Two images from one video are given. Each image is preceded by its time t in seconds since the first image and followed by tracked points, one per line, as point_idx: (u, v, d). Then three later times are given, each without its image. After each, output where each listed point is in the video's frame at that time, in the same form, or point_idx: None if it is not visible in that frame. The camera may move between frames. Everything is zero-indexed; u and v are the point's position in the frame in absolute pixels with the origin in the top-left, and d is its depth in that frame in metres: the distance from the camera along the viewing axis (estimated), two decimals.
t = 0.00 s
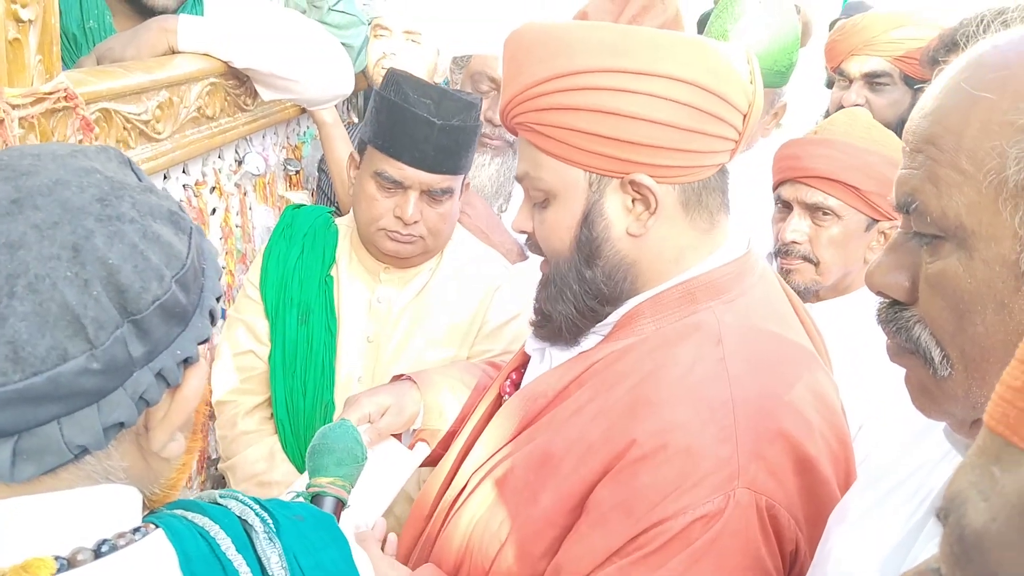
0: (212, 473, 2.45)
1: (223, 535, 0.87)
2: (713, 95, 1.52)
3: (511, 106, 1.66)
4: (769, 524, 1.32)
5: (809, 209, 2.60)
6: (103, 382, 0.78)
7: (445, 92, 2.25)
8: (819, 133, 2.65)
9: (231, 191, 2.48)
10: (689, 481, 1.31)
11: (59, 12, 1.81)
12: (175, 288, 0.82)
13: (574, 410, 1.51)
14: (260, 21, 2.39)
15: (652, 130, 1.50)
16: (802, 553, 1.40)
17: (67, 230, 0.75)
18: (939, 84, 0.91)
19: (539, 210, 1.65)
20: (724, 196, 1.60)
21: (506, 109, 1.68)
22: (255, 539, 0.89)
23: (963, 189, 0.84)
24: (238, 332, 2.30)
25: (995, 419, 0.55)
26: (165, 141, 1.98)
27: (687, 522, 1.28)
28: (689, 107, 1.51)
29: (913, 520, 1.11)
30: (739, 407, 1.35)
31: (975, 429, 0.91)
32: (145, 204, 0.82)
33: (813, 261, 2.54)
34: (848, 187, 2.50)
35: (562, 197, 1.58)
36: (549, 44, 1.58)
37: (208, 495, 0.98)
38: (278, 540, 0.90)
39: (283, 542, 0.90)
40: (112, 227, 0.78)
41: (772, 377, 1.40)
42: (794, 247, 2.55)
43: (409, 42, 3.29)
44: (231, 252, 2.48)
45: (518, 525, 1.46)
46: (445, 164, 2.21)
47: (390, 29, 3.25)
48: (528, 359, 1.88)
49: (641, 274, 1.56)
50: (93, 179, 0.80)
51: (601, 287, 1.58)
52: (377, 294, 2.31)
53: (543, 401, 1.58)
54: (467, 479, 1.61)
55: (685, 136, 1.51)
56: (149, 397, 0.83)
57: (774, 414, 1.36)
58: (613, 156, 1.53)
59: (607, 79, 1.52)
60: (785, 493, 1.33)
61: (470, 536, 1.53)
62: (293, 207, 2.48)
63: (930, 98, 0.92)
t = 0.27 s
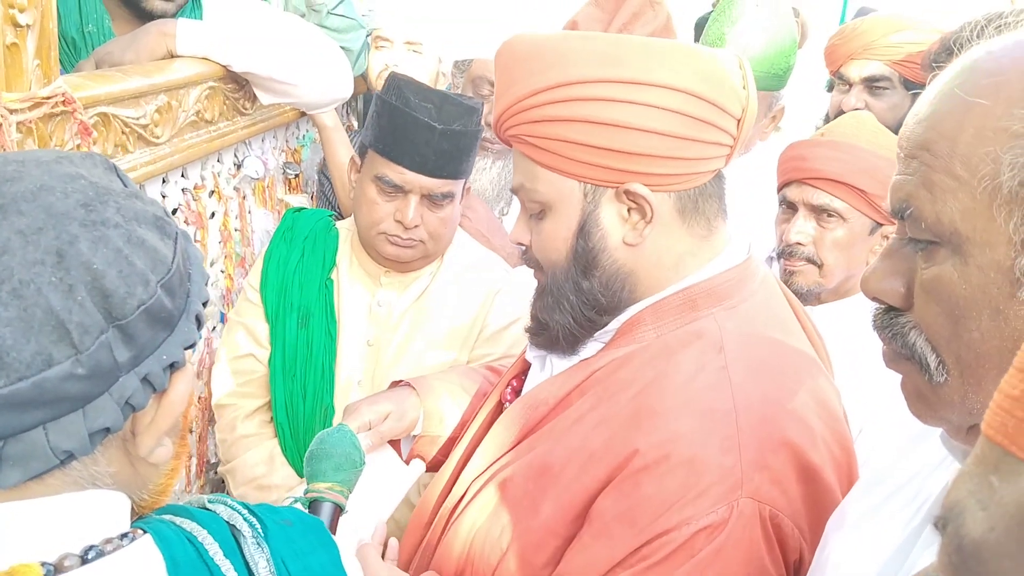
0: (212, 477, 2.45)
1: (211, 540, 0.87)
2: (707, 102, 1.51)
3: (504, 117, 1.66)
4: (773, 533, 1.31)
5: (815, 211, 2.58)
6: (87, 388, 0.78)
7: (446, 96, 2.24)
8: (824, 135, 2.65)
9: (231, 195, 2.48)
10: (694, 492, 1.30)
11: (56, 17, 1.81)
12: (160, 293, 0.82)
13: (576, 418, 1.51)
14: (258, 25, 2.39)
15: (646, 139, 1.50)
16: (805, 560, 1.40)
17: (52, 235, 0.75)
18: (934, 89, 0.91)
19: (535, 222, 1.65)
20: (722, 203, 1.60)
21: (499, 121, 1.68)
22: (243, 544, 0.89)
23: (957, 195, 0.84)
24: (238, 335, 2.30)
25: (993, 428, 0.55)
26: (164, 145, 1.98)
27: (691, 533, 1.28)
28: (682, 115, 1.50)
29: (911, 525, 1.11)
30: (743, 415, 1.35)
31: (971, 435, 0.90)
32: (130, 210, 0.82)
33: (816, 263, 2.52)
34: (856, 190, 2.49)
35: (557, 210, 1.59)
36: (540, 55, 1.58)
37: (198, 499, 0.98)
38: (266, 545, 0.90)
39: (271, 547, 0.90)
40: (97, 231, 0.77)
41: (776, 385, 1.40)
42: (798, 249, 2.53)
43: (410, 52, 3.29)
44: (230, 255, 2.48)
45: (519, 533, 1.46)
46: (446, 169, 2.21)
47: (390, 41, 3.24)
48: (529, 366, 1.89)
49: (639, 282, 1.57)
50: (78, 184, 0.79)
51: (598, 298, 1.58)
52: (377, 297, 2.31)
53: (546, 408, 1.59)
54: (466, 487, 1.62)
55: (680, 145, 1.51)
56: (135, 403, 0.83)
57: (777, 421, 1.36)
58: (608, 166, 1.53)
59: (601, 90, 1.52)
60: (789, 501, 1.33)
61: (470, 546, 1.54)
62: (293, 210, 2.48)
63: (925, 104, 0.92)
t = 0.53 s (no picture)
0: (212, 478, 2.45)
1: (207, 538, 0.88)
2: (712, 104, 1.51)
3: (510, 120, 1.66)
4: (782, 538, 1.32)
5: (825, 209, 2.57)
6: (83, 386, 0.78)
7: (447, 97, 2.23)
8: (839, 134, 2.63)
9: (231, 197, 2.47)
10: (701, 496, 1.31)
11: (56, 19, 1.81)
12: (155, 291, 0.82)
13: (582, 420, 1.51)
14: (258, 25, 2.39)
15: (651, 142, 1.50)
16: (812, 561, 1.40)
17: (47, 234, 0.75)
18: (938, 88, 0.91)
19: (541, 225, 1.65)
20: (729, 205, 1.60)
21: (505, 123, 1.68)
22: (239, 541, 0.90)
23: (961, 195, 0.84)
24: (239, 334, 2.29)
25: (1001, 425, 0.55)
26: (164, 146, 1.98)
27: (700, 537, 1.28)
28: (688, 118, 1.50)
29: (915, 526, 1.11)
30: (751, 418, 1.35)
31: (976, 434, 0.90)
32: (126, 208, 0.82)
33: (825, 262, 2.53)
34: (868, 190, 2.49)
35: (563, 213, 1.58)
36: (546, 57, 1.58)
37: (195, 498, 0.99)
38: (262, 542, 0.91)
39: (267, 544, 0.91)
40: (92, 230, 0.77)
41: (784, 389, 1.39)
42: (807, 247, 2.53)
43: (413, 53, 3.28)
44: (231, 257, 2.48)
45: (524, 538, 1.46)
46: (446, 170, 2.21)
47: (394, 42, 3.24)
48: (534, 368, 1.89)
49: (646, 285, 1.57)
50: (74, 184, 0.79)
51: (604, 299, 1.58)
52: (378, 297, 2.31)
53: (551, 411, 1.58)
54: (471, 491, 1.62)
55: (685, 147, 1.51)
56: (130, 401, 0.83)
57: (786, 425, 1.35)
58: (613, 169, 1.53)
59: (605, 92, 1.52)
60: (797, 505, 1.33)
61: (476, 549, 1.54)
62: (296, 210, 2.48)
63: (929, 103, 0.92)
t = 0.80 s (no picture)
0: (212, 480, 2.45)
1: (203, 536, 0.89)
2: (724, 107, 1.51)
3: (522, 120, 1.66)
4: (789, 543, 1.32)
5: (833, 210, 2.57)
6: (79, 381, 0.78)
7: (450, 100, 2.24)
8: (849, 136, 2.63)
9: (231, 199, 2.48)
10: (710, 499, 1.31)
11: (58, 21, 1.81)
12: (151, 288, 0.82)
13: (589, 422, 1.51)
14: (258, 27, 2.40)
15: (662, 144, 1.51)
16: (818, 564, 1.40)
17: (44, 231, 0.75)
18: (943, 90, 0.91)
19: (553, 224, 1.66)
20: (740, 208, 1.60)
21: (517, 123, 1.69)
22: (235, 539, 0.91)
23: (967, 196, 0.84)
24: (242, 335, 2.29)
25: (1009, 423, 0.58)
26: (166, 148, 1.98)
27: (707, 540, 1.28)
28: (701, 120, 1.51)
29: (921, 526, 1.11)
30: (760, 422, 1.35)
31: (982, 436, 0.90)
32: (122, 207, 0.82)
33: (832, 264, 2.53)
34: (877, 193, 2.49)
35: (575, 212, 1.59)
36: (559, 58, 1.58)
37: (194, 497, 0.99)
38: (258, 540, 0.91)
39: (263, 542, 0.91)
40: (89, 227, 0.77)
41: (792, 393, 1.40)
42: (815, 248, 2.53)
43: (410, 55, 3.28)
44: (231, 259, 2.48)
45: (530, 542, 1.47)
46: (450, 172, 2.21)
47: (391, 44, 3.24)
48: (540, 370, 1.89)
49: (655, 287, 1.57)
50: (70, 182, 0.79)
51: (613, 301, 1.58)
52: (381, 298, 2.31)
53: (558, 412, 1.59)
54: (477, 492, 1.62)
55: (697, 150, 1.51)
56: (127, 396, 0.83)
57: (795, 430, 1.36)
58: (624, 171, 1.53)
59: (617, 94, 1.52)
60: (805, 510, 1.34)
61: (481, 551, 1.54)
62: (298, 212, 2.48)
63: (934, 105, 0.92)
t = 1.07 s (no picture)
0: (209, 483, 2.44)
1: (188, 536, 0.88)
2: (727, 110, 1.50)
3: (526, 121, 1.66)
4: (788, 549, 1.31)
5: (833, 212, 2.57)
6: (60, 380, 0.77)
7: (451, 103, 2.24)
8: (849, 138, 2.62)
9: (228, 202, 2.47)
10: (708, 503, 1.30)
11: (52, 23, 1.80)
12: (132, 286, 0.81)
13: (589, 425, 1.50)
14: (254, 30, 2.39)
15: (665, 146, 1.50)
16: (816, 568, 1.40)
17: (23, 230, 0.75)
18: (942, 92, 0.91)
19: (555, 226, 1.65)
20: (744, 212, 1.59)
21: (521, 124, 1.68)
22: (220, 539, 0.89)
23: (967, 198, 0.83)
24: (239, 338, 2.27)
25: (1004, 426, 0.58)
26: (161, 151, 1.97)
27: (706, 545, 1.27)
28: (704, 123, 1.50)
29: (920, 529, 1.10)
30: (760, 427, 1.35)
31: (981, 438, 0.90)
32: (102, 206, 0.81)
33: (831, 266, 2.53)
34: (877, 196, 2.49)
35: (577, 214, 1.58)
36: (562, 60, 1.58)
37: (178, 499, 0.97)
38: (243, 540, 0.90)
39: (248, 543, 0.90)
40: (68, 226, 0.77)
41: (792, 397, 1.39)
42: (814, 250, 2.53)
43: (407, 57, 3.26)
44: (228, 261, 2.47)
45: (527, 544, 1.46)
46: (451, 176, 2.20)
47: (387, 46, 3.21)
48: (541, 371, 1.88)
49: (656, 290, 1.56)
50: (51, 182, 0.79)
51: (613, 303, 1.57)
52: (380, 301, 2.30)
53: (558, 415, 1.58)
54: (476, 494, 1.62)
55: (700, 152, 1.51)
56: (108, 396, 0.82)
57: (795, 435, 1.35)
58: (627, 173, 1.52)
59: (619, 96, 1.51)
60: (804, 516, 1.33)
61: (478, 555, 1.53)
62: (296, 214, 2.47)
63: (934, 106, 0.92)
